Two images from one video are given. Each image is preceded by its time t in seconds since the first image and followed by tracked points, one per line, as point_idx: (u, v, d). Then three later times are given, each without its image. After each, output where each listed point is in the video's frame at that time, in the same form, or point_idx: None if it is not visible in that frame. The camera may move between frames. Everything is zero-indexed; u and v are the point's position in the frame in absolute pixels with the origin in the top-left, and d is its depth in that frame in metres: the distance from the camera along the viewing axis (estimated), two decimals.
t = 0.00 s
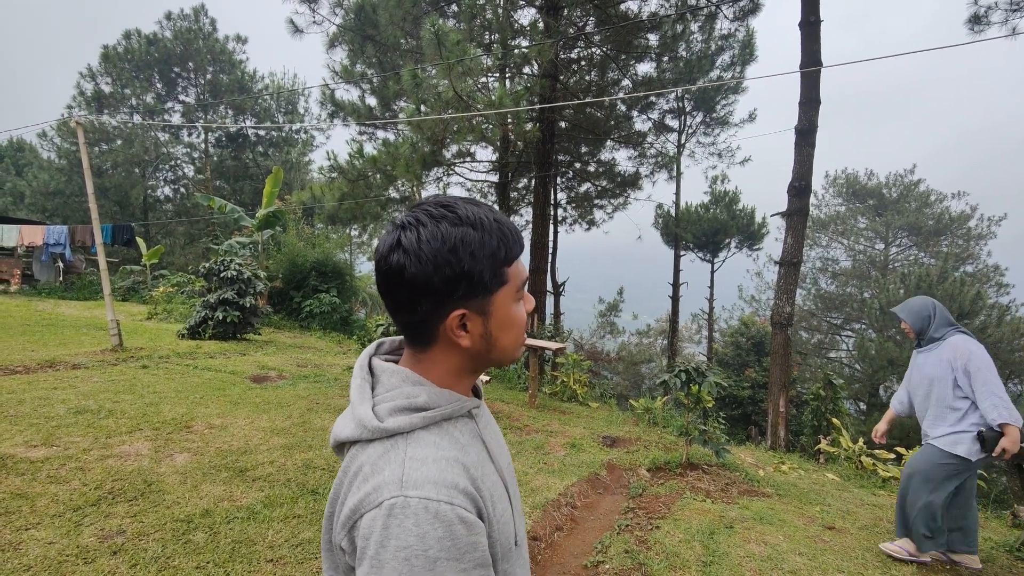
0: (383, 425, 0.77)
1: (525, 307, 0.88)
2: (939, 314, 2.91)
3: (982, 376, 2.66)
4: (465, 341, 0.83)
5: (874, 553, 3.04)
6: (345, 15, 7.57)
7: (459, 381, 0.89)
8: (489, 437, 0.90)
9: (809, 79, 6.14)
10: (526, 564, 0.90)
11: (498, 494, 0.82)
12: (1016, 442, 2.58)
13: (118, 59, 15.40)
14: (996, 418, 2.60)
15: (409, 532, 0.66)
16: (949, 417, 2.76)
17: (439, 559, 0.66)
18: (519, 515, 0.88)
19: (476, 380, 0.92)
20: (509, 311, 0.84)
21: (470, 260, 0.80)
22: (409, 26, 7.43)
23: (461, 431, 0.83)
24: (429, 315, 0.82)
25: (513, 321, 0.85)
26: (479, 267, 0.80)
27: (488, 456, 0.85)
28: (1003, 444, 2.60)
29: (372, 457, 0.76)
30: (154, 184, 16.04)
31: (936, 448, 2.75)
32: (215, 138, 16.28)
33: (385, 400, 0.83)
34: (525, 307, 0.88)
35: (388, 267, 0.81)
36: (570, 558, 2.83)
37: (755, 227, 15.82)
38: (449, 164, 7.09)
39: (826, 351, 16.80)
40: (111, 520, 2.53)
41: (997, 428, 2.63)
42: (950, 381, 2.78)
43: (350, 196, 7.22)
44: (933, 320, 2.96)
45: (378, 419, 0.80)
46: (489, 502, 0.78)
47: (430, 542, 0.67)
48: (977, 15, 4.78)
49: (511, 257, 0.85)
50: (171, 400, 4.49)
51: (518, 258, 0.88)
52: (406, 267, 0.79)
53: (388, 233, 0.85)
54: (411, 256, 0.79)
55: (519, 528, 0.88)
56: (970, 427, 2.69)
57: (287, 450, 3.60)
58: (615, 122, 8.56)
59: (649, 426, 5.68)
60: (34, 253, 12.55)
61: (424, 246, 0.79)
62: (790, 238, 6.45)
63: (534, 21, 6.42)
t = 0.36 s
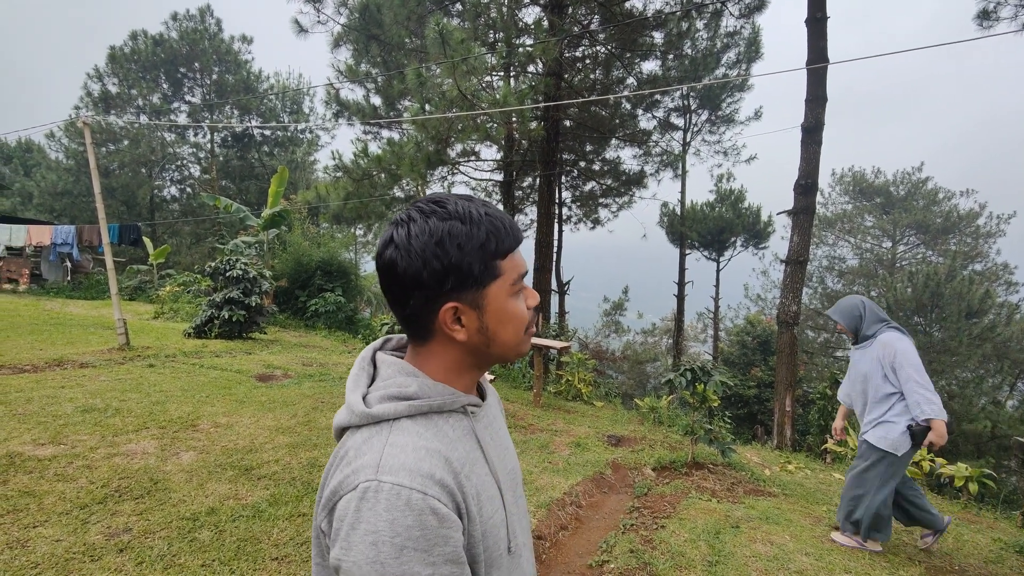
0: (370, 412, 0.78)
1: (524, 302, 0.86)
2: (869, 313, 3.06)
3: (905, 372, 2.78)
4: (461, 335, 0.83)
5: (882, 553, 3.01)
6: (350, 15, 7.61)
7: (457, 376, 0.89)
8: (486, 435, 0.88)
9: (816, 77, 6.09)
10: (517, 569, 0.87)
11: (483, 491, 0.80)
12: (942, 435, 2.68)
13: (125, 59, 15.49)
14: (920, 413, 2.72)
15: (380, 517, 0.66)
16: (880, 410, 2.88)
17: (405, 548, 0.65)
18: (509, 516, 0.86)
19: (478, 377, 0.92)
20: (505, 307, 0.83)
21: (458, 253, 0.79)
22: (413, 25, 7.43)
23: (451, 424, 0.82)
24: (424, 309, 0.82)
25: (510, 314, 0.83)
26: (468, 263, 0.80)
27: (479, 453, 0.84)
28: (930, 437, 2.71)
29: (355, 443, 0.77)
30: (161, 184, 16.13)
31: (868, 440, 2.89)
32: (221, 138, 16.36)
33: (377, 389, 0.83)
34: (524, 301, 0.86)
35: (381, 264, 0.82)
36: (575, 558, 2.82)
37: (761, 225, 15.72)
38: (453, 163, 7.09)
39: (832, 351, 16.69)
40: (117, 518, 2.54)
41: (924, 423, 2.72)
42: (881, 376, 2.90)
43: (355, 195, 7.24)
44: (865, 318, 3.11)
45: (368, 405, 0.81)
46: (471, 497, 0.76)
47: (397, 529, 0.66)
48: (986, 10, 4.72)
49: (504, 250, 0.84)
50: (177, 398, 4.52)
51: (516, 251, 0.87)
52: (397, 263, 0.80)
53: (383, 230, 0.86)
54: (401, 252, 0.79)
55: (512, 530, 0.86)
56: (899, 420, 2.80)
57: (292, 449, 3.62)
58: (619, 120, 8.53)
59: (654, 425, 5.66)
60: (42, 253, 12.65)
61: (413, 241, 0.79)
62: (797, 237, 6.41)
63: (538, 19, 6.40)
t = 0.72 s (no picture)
0: (361, 407, 0.77)
1: (515, 293, 0.84)
2: (806, 304, 3.24)
3: (834, 358, 2.96)
4: (449, 328, 0.82)
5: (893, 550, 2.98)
6: (353, 13, 7.62)
7: (452, 373, 0.88)
8: (482, 433, 0.87)
9: (824, 69, 6.01)
10: None
11: (474, 490, 0.78)
12: (863, 419, 2.83)
13: (131, 60, 15.57)
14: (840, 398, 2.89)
15: (359, 512, 0.65)
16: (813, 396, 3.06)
17: (383, 545, 0.64)
18: (505, 518, 0.83)
19: (475, 375, 0.90)
20: (492, 298, 0.81)
21: (438, 243, 0.79)
22: (417, 22, 7.41)
23: (443, 422, 0.81)
24: (411, 301, 0.82)
25: (498, 306, 0.81)
26: (449, 252, 0.79)
27: (472, 451, 0.82)
28: (851, 421, 2.86)
29: (345, 438, 0.76)
30: (168, 184, 16.23)
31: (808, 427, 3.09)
32: (227, 138, 16.44)
33: (370, 384, 0.83)
34: (514, 292, 0.83)
35: (370, 259, 0.85)
36: (582, 555, 2.81)
37: (768, 220, 15.59)
38: (458, 160, 7.07)
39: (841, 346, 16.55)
40: (126, 516, 2.55)
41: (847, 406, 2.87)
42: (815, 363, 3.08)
43: (361, 193, 7.27)
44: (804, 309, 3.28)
45: (360, 400, 0.80)
46: (458, 495, 0.75)
47: (378, 525, 0.65)
48: None
49: (490, 240, 0.83)
50: (185, 397, 4.54)
51: (507, 242, 0.85)
52: (381, 255, 0.81)
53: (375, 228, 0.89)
54: (385, 245, 0.81)
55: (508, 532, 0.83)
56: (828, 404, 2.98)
57: (300, 447, 3.63)
58: (625, 116, 8.47)
59: (661, 421, 5.63)
60: (52, 253, 12.78)
61: (395, 233, 0.81)
62: (805, 231, 6.34)
63: (542, 15, 6.37)
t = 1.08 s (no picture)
0: (360, 410, 0.76)
1: (510, 290, 0.81)
2: (751, 288, 3.31)
3: (786, 338, 3.05)
4: (444, 328, 0.81)
5: (903, 542, 2.95)
6: (354, 9, 7.59)
7: (455, 374, 0.86)
8: (485, 437, 0.85)
9: (829, 58, 5.93)
10: None
11: (473, 497, 0.77)
12: (818, 394, 2.95)
13: (134, 60, 15.59)
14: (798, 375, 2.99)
15: (351, 521, 0.64)
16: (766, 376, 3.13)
17: (374, 555, 0.63)
18: (507, 524, 0.82)
19: (480, 376, 0.88)
20: (484, 295, 0.79)
21: (426, 240, 0.79)
22: (418, 17, 7.36)
23: (445, 426, 0.80)
24: (405, 300, 0.82)
25: (492, 303, 0.79)
26: (435, 248, 0.78)
27: (473, 458, 0.80)
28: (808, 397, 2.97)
29: (345, 439, 0.76)
30: (172, 183, 16.27)
31: (754, 406, 3.12)
32: (230, 136, 16.47)
33: (371, 385, 0.82)
34: (509, 289, 0.81)
35: (365, 258, 0.86)
36: (590, 550, 2.80)
37: (773, 212, 15.47)
38: (461, 156, 7.05)
39: (848, 337, 16.45)
40: (135, 514, 2.56)
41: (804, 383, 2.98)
42: (765, 344, 3.16)
43: (364, 190, 7.25)
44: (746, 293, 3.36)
45: (361, 402, 0.79)
46: (456, 503, 0.73)
47: (370, 535, 0.64)
48: None
49: (482, 234, 0.81)
50: (192, 395, 4.56)
51: (502, 236, 0.83)
52: (372, 254, 0.82)
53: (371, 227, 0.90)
54: (375, 243, 0.82)
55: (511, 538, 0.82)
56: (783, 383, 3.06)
57: (307, 443, 3.63)
58: (628, 108, 8.40)
59: (667, 415, 5.61)
60: (59, 253, 12.85)
61: (385, 232, 0.81)
62: (812, 222, 6.28)
63: (544, 7, 6.32)
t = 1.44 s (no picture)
0: (339, 404, 0.75)
1: (491, 277, 0.80)
2: (676, 277, 3.43)
3: (701, 331, 3.20)
4: (426, 318, 0.80)
5: (881, 529, 3.03)
6: None
7: (441, 368, 0.85)
8: (469, 434, 0.84)
9: (811, 52, 6.00)
10: None
11: (451, 495, 0.76)
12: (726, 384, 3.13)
13: (107, 48, 15.14)
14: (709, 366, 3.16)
15: (323, 517, 0.63)
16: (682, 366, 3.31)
17: (344, 552, 0.62)
18: (490, 524, 0.81)
19: (466, 370, 0.87)
20: (464, 282, 0.78)
21: (401, 228, 0.78)
22: (401, 7, 7.25)
23: (427, 422, 0.79)
24: (385, 292, 0.81)
25: (472, 291, 0.78)
26: (410, 237, 0.77)
27: (455, 455, 0.79)
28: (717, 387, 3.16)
29: (323, 433, 0.74)
30: (150, 175, 15.88)
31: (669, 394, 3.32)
32: (209, 127, 16.13)
33: (352, 379, 0.81)
34: (491, 276, 0.80)
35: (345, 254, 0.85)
36: (576, 542, 2.82)
37: (756, 205, 15.64)
38: (445, 148, 6.99)
39: (827, 329, 16.78)
40: (114, 513, 2.51)
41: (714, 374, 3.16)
42: (682, 335, 3.32)
43: (347, 182, 7.15)
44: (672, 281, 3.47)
45: (341, 396, 0.78)
46: (434, 502, 0.72)
47: (342, 531, 0.63)
48: None
49: (460, 219, 0.80)
50: (172, 391, 4.48)
51: (482, 222, 0.82)
52: (350, 247, 0.82)
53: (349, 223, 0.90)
54: (352, 237, 0.81)
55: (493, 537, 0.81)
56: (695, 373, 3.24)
57: (290, 439, 3.60)
58: (613, 102, 8.40)
59: (652, 407, 5.67)
60: (31, 247, 12.48)
61: (362, 223, 0.80)
62: (793, 216, 6.37)
63: None
